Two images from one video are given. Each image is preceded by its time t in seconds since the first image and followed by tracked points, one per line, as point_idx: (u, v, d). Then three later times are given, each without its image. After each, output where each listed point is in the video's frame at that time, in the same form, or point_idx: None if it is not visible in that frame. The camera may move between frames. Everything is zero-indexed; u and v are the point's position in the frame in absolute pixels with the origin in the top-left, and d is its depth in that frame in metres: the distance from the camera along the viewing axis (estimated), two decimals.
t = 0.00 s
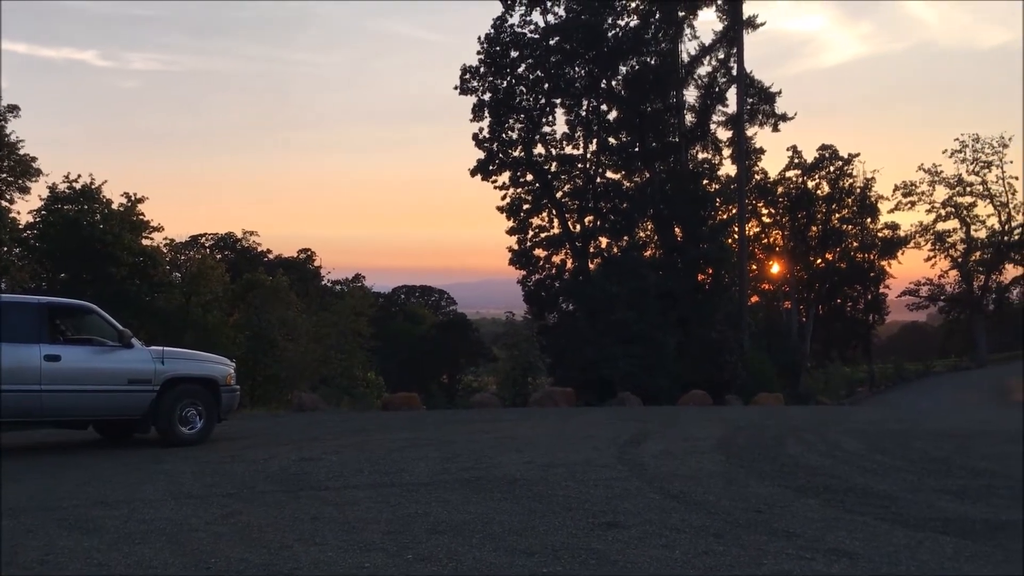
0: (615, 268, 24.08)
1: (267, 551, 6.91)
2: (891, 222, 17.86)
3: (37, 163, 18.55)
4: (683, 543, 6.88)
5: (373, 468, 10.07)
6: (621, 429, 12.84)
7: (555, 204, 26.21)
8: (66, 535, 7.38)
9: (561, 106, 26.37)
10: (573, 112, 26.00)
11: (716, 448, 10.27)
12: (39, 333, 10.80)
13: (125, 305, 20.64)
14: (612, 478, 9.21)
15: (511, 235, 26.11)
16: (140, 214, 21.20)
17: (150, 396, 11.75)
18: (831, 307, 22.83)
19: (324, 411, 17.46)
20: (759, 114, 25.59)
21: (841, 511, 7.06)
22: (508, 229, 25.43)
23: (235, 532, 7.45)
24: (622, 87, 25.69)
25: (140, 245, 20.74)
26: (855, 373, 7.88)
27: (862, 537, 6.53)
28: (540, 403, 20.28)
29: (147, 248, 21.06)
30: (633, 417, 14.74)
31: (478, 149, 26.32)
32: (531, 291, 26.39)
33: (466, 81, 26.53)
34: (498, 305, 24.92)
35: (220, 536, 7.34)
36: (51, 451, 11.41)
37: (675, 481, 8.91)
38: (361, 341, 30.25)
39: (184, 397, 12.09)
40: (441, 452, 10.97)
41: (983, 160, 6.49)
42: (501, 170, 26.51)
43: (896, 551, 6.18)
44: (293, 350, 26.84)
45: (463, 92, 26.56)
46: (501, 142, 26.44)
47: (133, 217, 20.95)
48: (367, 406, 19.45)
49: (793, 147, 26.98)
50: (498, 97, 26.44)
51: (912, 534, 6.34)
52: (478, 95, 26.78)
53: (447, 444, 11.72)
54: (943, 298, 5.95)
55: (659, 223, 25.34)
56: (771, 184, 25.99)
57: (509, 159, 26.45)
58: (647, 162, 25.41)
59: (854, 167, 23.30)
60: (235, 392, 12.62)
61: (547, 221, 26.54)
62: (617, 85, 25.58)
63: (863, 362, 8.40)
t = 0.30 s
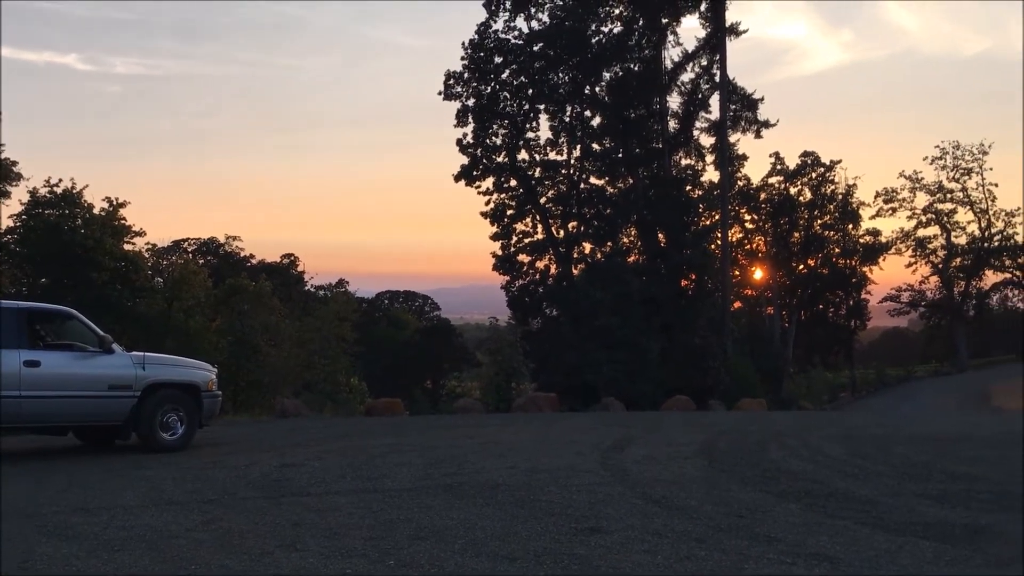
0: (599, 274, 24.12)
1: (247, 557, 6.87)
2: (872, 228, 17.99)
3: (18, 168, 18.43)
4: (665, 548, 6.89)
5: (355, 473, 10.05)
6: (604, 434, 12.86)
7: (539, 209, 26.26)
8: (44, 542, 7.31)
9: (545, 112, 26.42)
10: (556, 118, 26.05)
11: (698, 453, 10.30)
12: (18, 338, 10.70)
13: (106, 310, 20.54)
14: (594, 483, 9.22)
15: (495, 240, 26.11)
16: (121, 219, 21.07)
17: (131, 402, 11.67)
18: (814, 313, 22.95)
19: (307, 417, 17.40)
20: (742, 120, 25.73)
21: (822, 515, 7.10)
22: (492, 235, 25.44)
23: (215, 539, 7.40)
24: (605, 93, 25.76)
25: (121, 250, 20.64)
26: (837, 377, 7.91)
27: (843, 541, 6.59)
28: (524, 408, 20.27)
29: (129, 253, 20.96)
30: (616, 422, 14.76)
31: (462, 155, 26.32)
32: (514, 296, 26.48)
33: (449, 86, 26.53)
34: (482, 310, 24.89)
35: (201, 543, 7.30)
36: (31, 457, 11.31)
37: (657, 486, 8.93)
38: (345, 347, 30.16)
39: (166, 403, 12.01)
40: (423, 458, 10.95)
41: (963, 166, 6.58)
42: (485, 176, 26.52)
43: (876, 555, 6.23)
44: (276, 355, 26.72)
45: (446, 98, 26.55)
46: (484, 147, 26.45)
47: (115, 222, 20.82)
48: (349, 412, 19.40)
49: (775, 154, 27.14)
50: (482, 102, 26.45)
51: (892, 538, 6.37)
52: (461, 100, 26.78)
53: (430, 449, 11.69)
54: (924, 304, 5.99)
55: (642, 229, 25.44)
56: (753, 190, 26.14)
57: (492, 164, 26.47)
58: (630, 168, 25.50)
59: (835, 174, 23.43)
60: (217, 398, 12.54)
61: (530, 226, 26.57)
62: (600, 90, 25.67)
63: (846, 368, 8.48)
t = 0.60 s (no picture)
0: (585, 279, 24.16)
1: (230, 562, 6.82)
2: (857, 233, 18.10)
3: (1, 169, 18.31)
4: (648, 552, 6.90)
5: (338, 477, 10.02)
6: (588, 438, 12.88)
7: (525, 213, 26.30)
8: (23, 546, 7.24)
9: (531, 116, 26.46)
10: (543, 122, 26.11)
11: (682, 457, 10.33)
12: None
13: (88, 313, 20.42)
14: (579, 487, 9.22)
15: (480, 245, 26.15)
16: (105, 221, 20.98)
17: (114, 405, 11.60)
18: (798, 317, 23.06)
19: (291, 420, 17.34)
20: (727, 125, 25.83)
21: (805, 520, 7.13)
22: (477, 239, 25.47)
23: (198, 543, 7.36)
24: (592, 98, 25.84)
25: (105, 253, 20.54)
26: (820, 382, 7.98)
27: (825, 545, 6.63)
28: (509, 412, 20.26)
29: (113, 255, 20.86)
30: (600, 426, 14.78)
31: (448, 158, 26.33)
32: (500, 300, 26.93)
33: (436, 90, 26.53)
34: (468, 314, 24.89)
35: (183, 547, 7.26)
36: (11, 460, 11.22)
37: (641, 490, 8.93)
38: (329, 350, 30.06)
39: (149, 406, 11.96)
40: (408, 462, 10.93)
41: (945, 170, 6.66)
42: (471, 179, 26.54)
43: (858, 559, 6.26)
44: (260, 358, 26.63)
45: (433, 101, 26.56)
46: (470, 151, 26.47)
47: (99, 225, 20.73)
48: (333, 415, 19.29)
49: (761, 159, 27.30)
50: (468, 106, 26.48)
51: (875, 542, 6.38)
52: (448, 104, 26.80)
53: (415, 453, 11.67)
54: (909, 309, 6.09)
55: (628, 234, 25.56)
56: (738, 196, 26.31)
57: (479, 168, 26.49)
58: (616, 173, 25.59)
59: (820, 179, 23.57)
60: (200, 401, 12.50)
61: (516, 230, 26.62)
62: (586, 95, 25.74)
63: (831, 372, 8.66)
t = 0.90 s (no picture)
0: (570, 282, 24.17)
1: (212, 564, 6.79)
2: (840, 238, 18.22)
3: None
4: (631, 555, 6.91)
5: (322, 479, 9.99)
6: (572, 441, 12.90)
7: (510, 216, 26.30)
8: (3, 548, 7.18)
9: (517, 119, 26.48)
10: (529, 125, 26.14)
11: (665, 460, 10.35)
12: None
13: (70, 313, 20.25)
14: (563, 490, 9.23)
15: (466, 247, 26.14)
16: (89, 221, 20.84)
17: (95, 406, 11.51)
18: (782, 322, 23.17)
19: (274, 422, 17.27)
20: (712, 130, 25.91)
21: (786, 522, 7.14)
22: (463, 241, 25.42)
23: (180, 545, 7.32)
24: (578, 101, 25.88)
25: (88, 253, 20.40)
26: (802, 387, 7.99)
27: (807, 549, 6.65)
28: (493, 415, 20.23)
29: (95, 256, 20.72)
30: (583, 430, 14.79)
31: (434, 161, 26.29)
32: (484, 303, 26.78)
33: (422, 92, 26.50)
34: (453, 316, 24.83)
35: (165, 549, 7.21)
36: None
37: (625, 493, 8.94)
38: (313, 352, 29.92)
39: (131, 407, 11.87)
40: (392, 464, 10.90)
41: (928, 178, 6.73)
42: (457, 181, 26.51)
43: (839, 563, 6.28)
44: (243, 359, 26.49)
45: (419, 103, 26.52)
46: (456, 153, 26.46)
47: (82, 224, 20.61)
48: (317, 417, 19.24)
49: (745, 164, 27.41)
50: (454, 109, 26.45)
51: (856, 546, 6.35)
52: (434, 106, 26.77)
53: (398, 455, 11.64)
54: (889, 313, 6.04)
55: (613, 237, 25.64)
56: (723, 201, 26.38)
57: (464, 170, 26.48)
58: (601, 176, 25.68)
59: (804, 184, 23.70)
60: (183, 403, 12.41)
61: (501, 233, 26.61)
62: (572, 99, 25.78)
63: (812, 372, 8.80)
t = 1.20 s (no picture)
0: (554, 286, 24.19)
1: (192, 568, 6.74)
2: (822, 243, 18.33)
3: None
4: (614, 558, 6.91)
5: (304, 482, 9.95)
6: (556, 444, 12.90)
7: (495, 219, 26.30)
8: None
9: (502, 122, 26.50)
10: (514, 128, 26.18)
11: (648, 464, 10.37)
12: None
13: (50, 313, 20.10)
14: (546, 493, 9.22)
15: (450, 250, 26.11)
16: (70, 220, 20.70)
17: (75, 409, 11.43)
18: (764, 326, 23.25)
19: (257, 424, 17.18)
20: (697, 134, 26.03)
21: (769, 525, 7.17)
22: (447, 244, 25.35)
23: (160, 548, 7.28)
24: (563, 105, 25.95)
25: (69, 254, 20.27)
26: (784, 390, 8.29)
27: (790, 553, 6.67)
28: (477, 418, 20.21)
29: (76, 256, 20.81)
30: (567, 433, 14.81)
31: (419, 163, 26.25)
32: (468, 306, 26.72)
33: (407, 94, 26.47)
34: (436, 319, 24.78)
35: (145, 553, 7.16)
36: None
37: (608, 497, 8.94)
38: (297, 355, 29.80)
39: (111, 410, 11.82)
40: (375, 467, 10.86)
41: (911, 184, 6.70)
42: (441, 184, 26.47)
43: (821, 566, 6.31)
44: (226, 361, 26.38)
45: (404, 106, 26.49)
46: (441, 156, 26.46)
47: (63, 224, 20.47)
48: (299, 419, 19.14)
49: (728, 168, 27.50)
50: (440, 111, 26.42)
51: (837, 549, 6.46)
52: (419, 108, 26.74)
53: (382, 458, 11.61)
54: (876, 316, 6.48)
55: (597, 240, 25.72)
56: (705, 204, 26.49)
57: (449, 173, 26.46)
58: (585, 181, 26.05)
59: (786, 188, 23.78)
60: (164, 406, 12.38)
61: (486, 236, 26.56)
62: (557, 102, 25.86)
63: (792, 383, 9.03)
